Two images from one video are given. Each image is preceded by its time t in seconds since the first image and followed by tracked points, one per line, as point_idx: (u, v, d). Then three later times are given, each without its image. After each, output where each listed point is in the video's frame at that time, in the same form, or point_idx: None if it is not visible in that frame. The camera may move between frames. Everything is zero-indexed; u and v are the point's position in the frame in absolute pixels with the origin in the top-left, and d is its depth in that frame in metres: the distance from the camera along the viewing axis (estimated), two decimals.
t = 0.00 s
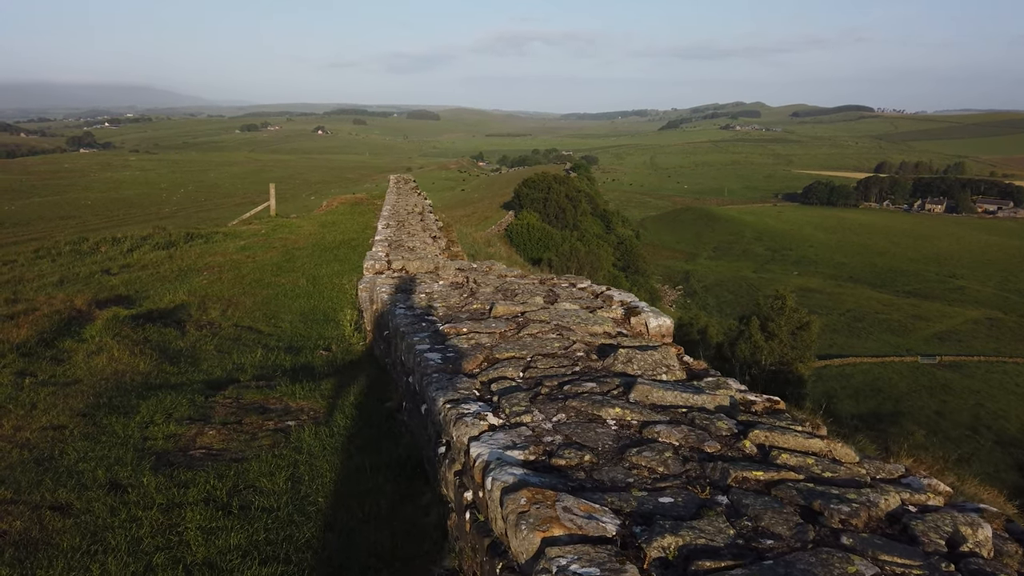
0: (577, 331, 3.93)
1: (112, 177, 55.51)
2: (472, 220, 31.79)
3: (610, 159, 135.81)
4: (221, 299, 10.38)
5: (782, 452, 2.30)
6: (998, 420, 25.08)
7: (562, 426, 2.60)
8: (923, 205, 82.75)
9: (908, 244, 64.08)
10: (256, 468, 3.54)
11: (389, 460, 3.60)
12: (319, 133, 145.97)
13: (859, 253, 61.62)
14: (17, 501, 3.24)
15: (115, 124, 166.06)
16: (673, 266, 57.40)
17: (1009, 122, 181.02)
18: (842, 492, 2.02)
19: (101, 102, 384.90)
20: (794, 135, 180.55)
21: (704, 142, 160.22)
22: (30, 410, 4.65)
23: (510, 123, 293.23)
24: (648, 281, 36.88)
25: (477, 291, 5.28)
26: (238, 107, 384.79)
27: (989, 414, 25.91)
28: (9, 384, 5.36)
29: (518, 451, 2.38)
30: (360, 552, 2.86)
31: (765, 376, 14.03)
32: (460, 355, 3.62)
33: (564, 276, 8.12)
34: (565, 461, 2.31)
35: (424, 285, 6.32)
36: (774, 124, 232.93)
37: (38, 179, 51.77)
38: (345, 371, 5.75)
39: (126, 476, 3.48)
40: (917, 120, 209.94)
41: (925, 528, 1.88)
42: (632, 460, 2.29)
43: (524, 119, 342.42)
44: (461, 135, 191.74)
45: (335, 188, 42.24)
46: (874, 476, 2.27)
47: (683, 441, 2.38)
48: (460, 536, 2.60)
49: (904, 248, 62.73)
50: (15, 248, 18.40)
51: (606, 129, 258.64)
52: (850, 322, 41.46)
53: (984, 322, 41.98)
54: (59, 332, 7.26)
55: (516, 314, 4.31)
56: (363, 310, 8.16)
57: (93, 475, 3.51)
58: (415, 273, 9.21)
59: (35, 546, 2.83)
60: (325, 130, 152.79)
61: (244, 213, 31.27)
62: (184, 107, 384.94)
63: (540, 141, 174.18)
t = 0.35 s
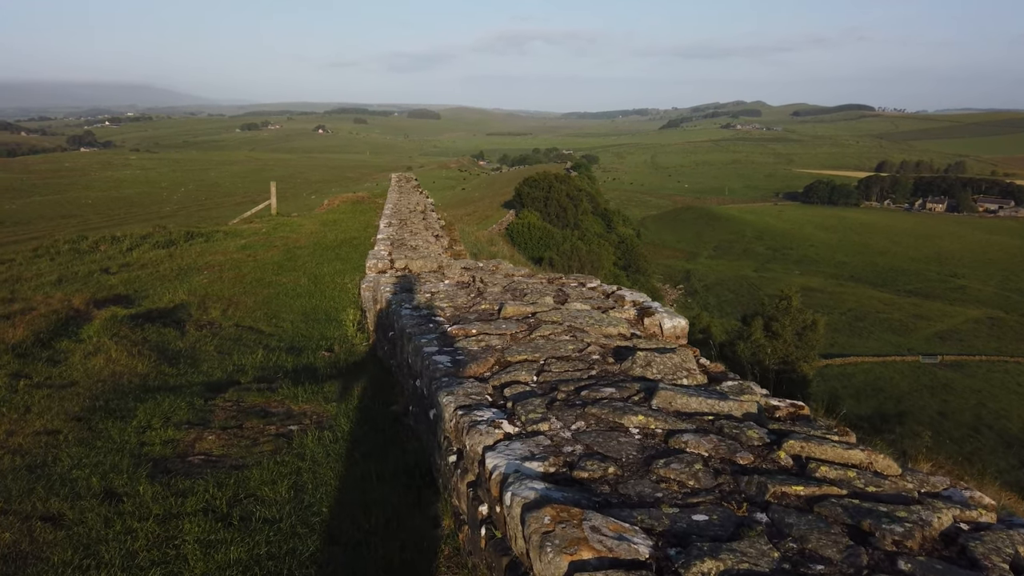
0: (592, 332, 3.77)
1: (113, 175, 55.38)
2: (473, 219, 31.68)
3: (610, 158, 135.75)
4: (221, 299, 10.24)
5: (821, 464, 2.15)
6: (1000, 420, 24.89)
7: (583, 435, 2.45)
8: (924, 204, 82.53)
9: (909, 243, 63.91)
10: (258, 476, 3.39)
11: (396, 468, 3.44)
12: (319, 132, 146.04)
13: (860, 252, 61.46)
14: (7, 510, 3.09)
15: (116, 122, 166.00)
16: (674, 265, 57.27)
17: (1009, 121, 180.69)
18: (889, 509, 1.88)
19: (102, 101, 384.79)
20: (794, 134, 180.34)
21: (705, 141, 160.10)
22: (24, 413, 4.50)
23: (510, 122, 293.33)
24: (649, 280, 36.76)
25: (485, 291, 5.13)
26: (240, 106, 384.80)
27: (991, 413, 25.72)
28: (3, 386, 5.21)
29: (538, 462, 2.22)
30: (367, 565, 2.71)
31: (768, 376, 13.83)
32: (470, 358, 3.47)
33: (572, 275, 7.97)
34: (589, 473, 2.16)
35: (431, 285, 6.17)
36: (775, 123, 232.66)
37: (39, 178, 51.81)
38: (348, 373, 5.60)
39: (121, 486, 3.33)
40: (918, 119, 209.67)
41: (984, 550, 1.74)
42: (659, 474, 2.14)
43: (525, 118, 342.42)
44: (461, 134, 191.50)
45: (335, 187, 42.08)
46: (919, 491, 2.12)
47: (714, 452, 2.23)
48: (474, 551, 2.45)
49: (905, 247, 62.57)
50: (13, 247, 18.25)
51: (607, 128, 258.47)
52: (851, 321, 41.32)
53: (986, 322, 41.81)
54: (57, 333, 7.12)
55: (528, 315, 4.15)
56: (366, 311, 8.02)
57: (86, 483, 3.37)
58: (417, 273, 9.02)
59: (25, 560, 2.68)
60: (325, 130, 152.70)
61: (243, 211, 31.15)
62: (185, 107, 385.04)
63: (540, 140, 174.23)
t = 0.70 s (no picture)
0: (604, 338, 3.58)
1: (114, 175, 55.22)
2: (475, 217, 31.49)
3: (613, 156, 135.49)
4: (220, 299, 10.04)
5: (867, 490, 1.94)
6: (1004, 419, 24.61)
7: (602, 452, 2.25)
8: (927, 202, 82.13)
9: (912, 242, 63.62)
10: (252, 492, 3.20)
11: (399, 483, 3.25)
12: (321, 130, 145.86)
13: (863, 250, 61.13)
14: None
15: (118, 121, 165.91)
16: (676, 263, 57.06)
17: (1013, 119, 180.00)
18: (949, 544, 1.68)
19: (104, 100, 384.47)
20: (796, 133, 179.89)
21: (707, 139, 159.75)
22: (8, 423, 4.31)
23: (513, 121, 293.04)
24: (652, 279, 36.57)
25: (489, 293, 4.95)
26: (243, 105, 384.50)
27: (995, 412, 25.44)
28: None
29: (555, 487, 2.02)
30: None
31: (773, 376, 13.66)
32: (475, 366, 3.27)
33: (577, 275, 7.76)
34: (610, 500, 1.95)
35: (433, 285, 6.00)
36: (778, 121, 232.11)
37: (42, 177, 51.74)
38: (348, 378, 5.40)
39: (106, 502, 3.14)
40: (922, 117, 209.01)
41: None
42: (689, 500, 1.93)
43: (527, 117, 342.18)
44: (463, 132, 191.15)
45: (336, 186, 41.87)
46: (974, 519, 1.91)
47: (746, 475, 2.03)
48: None
49: (908, 246, 62.28)
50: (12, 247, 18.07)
51: (610, 126, 258.06)
52: (854, 319, 41.09)
53: (990, 320, 41.55)
54: (49, 335, 6.92)
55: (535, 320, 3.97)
56: (367, 311, 7.84)
57: (69, 500, 3.17)
58: (420, 274, 8.85)
59: None
60: (328, 129, 152.52)
61: (244, 211, 30.97)
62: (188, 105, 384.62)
63: (542, 138, 173.96)
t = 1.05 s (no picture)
0: (632, 346, 3.40)
1: (121, 174, 55.26)
2: (482, 217, 31.31)
3: (620, 155, 135.04)
4: (228, 301, 9.90)
5: (941, 521, 1.78)
6: (1014, 420, 24.24)
7: (645, 475, 2.09)
8: (936, 202, 81.51)
9: (921, 241, 63.16)
10: (264, 508, 3.04)
11: (417, 499, 3.09)
12: (328, 129, 145.84)
13: (872, 250, 60.70)
14: None
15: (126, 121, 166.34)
16: (684, 263, 56.77)
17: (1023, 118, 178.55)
18: None
19: (111, 100, 385.02)
20: (804, 132, 179.04)
21: (715, 138, 159.06)
22: (12, 431, 4.16)
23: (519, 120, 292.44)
24: (660, 279, 36.34)
25: (507, 296, 4.79)
26: (250, 104, 384.94)
27: (1005, 413, 25.09)
28: None
29: (596, 515, 1.85)
30: None
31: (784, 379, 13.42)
32: (498, 376, 3.10)
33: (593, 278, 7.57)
34: (657, 530, 1.78)
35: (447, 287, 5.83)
36: (786, 120, 231.00)
37: (50, 177, 51.84)
38: (360, 383, 5.25)
39: (111, 519, 2.98)
40: (930, 116, 207.65)
41: None
42: (744, 530, 1.77)
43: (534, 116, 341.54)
44: (470, 132, 190.98)
45: (343, 185, 41.76)
46: None
47: (806, 503, 1.87)
48: None
49: (917, 246, 61.82)
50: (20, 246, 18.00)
51: (616, 125, 257.32)
52: (862, 319, 40.76)
53: (1000, 321, 41.15)
54: (56, 338, 6.80)
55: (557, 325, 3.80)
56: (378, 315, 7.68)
57: (73, 515, 3.02)
58: (432, 276, 8.68)
59: None
60: (335, 129, 152.57)
61: (251, 210, 30.91)
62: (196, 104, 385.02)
63: (549, 138, 173.44)
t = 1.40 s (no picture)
0: (661, 358, 3.24)
1: (126, 174, 55.29)
2: (486, 217, 31.18)
3: (624, 156, 134.78)
4: (234, 303, 9.77)
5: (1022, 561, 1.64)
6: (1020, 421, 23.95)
7: (691, 504, 1.93)
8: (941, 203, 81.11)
9: (927, 243, 62.80)
10: (275, 528, 2.89)
11: (436, 519, 2.94)
12: (333, 130, 145.78)
13: (877, 251, 60.44)
14: None
15: (131, 120, 166.43)
16: (688, 263, 56.58)
17: None
18: None
19: (116, 100, 385.06)
20: (809, 133, 178.56)
21: (719, 139, 158.67)
22: (14, 441, 4.02)
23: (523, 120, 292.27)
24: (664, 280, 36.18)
25: (525, 303, 4.63)
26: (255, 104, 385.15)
27: (1011, 415, 24.82)
28: None
29: (642, 552, 1.70)
30: None
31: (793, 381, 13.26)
32: (521, 390, 2.94)
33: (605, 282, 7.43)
34: (712, 570, 1.63)
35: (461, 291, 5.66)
36: (790, 121, 230.49)
37: (55, 177, 51.86)
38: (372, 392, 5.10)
39: (114, 540, 2.84)
40: (935, 117, 206.94)
41: None
42: (808, 570, 1.62)
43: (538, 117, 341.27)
44: (474, 132, 190.91)
45: (347, 185, 41.66)
46: None
47: (873, 540, 1.72)
48: None
49: (923, 247, 61.51)
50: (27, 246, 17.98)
51: (620, 126, 256.96)
52: (868, 321, 40.54)
53: (1006, 322, 40.89)
54: (59, 342, 6.67)
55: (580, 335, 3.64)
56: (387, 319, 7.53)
57: (76, 535, 2.88)
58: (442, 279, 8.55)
59: None
60: (340, 129, 152.51)
61: (255, 210, 30.81)
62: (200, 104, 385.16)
63: (553, 138, 173.08)
